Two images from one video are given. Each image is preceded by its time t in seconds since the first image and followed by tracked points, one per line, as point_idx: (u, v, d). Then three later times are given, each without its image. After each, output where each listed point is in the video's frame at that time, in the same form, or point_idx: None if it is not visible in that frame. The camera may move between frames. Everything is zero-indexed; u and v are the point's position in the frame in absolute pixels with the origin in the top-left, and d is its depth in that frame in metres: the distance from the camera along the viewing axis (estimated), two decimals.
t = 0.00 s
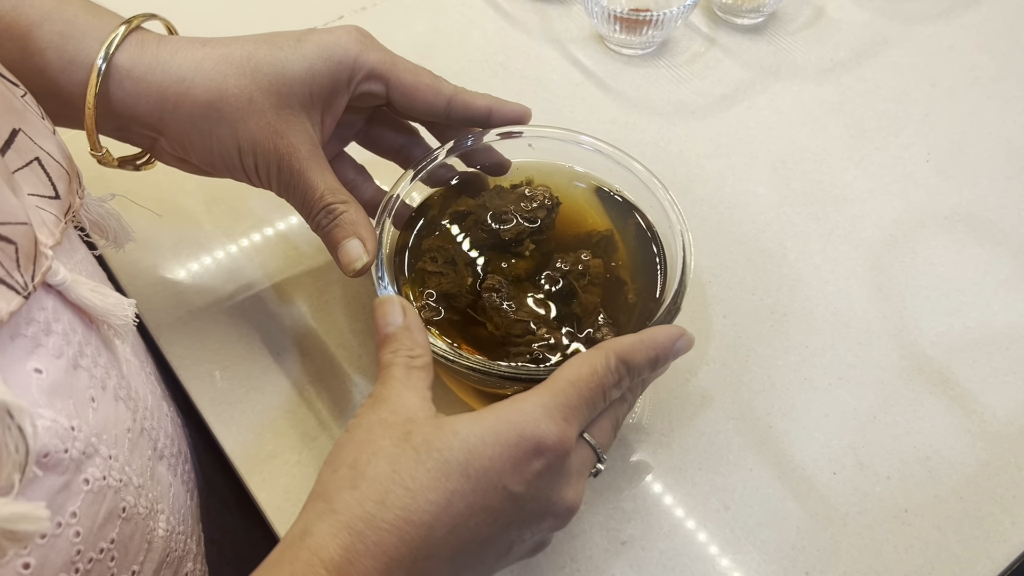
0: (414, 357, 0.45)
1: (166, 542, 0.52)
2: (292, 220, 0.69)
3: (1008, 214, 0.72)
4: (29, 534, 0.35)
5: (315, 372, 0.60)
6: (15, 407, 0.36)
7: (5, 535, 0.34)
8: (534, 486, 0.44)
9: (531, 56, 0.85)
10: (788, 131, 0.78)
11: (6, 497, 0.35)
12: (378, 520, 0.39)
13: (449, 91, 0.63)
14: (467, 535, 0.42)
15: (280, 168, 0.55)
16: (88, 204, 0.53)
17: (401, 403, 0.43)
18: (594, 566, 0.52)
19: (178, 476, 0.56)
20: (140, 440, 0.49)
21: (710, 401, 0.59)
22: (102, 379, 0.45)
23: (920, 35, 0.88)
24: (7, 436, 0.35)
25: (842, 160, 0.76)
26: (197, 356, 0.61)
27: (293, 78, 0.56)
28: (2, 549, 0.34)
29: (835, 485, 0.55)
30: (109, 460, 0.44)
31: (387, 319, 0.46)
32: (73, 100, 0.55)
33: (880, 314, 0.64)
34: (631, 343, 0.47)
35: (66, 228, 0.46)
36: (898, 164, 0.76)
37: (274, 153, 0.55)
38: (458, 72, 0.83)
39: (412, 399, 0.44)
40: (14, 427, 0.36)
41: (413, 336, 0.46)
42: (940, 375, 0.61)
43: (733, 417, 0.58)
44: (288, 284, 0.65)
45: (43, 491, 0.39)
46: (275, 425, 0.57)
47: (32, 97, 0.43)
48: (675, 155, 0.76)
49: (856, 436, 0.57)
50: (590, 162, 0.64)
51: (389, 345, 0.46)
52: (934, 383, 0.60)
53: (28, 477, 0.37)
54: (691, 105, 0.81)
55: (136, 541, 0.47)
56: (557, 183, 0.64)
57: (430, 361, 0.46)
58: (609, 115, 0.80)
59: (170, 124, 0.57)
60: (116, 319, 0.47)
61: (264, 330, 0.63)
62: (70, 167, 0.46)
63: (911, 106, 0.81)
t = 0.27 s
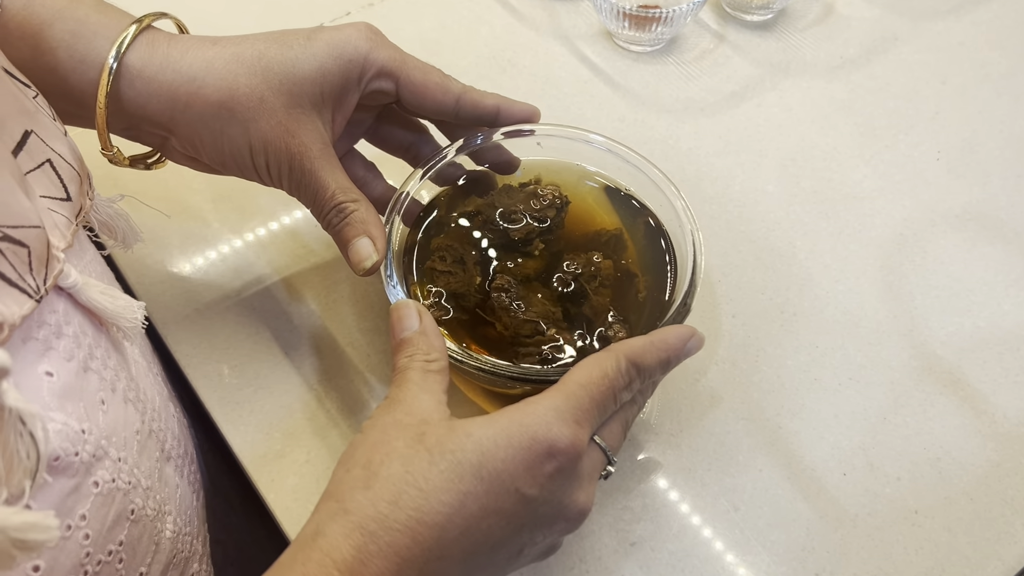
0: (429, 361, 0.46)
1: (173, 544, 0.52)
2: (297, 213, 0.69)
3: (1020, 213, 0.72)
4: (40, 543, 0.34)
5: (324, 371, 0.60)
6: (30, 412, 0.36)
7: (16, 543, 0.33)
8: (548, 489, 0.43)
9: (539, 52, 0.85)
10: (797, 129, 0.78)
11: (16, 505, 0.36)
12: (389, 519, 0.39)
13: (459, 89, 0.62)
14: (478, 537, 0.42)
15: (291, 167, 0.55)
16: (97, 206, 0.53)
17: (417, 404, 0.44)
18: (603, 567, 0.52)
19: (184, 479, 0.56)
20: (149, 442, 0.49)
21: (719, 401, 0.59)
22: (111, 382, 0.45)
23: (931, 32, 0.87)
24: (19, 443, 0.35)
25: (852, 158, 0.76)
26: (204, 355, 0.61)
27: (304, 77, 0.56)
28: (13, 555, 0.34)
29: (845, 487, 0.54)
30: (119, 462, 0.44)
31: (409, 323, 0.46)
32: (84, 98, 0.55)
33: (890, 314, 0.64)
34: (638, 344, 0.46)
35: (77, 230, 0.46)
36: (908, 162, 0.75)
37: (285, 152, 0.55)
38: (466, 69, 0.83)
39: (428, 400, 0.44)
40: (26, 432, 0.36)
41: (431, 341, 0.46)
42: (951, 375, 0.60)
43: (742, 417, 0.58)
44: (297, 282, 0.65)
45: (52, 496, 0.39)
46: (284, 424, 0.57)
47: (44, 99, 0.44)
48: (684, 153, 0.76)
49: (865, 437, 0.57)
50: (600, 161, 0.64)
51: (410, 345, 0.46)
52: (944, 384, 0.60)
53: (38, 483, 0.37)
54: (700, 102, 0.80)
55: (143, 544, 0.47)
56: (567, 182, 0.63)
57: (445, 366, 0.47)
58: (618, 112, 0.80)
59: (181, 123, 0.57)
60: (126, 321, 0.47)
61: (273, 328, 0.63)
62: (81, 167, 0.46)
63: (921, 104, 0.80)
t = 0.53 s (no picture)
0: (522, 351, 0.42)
1: (178, 539, 0.52)
2: (300, 208, 0.69)
3: None
4: (44, 542, 0.35)
5: (330, 370, 0.60)
6: (32, 410, 0.36)
7: (21, 541, 0.34)
8: (581, 499, 0.39)
9: (544, 49, 0.84)
10: (803, 127, 0.77)
11: (19, 504, 0.36)
12: (405, 514, 0.37)
13: (462, 88, 0.62)
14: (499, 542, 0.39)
15: (295, 168, 0.55)
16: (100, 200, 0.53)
17: (462, 389, 0.41)
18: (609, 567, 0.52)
19: (189, 474, 0.56)
20: (154, 438, 0.49)
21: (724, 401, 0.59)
22: (116, 378, 0.45)
23: (938, 28, 0.86)
24: (23, 441, 0.36)
25: (858, 156, 0.75)
26: (208, 353, 0.61)
27: (307, 77, 0.56)
28: (19, 555, 0.35)
29: (850, 487, 0.54)
30: (123, 458, 0.44)
31: (527, 303, 0.42)
32: (86, 99, 0.55)
33: (896, 314, 0.64)
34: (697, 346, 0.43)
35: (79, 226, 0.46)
36: (915, 161, 0.75)
37: (289, 152, 0.55)
38: (470, 67, 0.82)
39: (479, 384, 0.41)
40: (29, 430, 0.36)
41: (531, 328, 0.42)
42: (957, 375, 0.60)
43: (747, 417, 0.58)
44: (302, 281, 0.65)
45: (58, 493, 0.39)
46: (288, 423, 0.57)
47: (44, 94, 0.43)
48: (690, 151, 0.76)
49: (870, 437, 0.57)
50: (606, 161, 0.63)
51: (506, 321, 0.43)
52: (950, 384, 0.60)
53: (43, 481, 0.37)
54: (706, 99, 0.80)
55: (148, 540, 0.47)
56: (571, 181, 0.63)
57: (534, 356, 0.43)
58: (623, 109, 0.79)
59: (184, 124, 0.57)
60: (128, 318, 0.47)
61: (278, 326, 0.63)
62: (83, 163, 0.46)
63: (928, 101, 0.80)
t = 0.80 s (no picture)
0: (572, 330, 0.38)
1: (181, 529, 0.52)
2: (304, 200, 0.69)
3: None
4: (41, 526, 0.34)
5: (333, 363, 0.60)
6: (25, 396, 0.36)
7: (19, 529, 0.33)
8: (602, 452, 0.34)
9: (547, 41, 0.84)
10: (808, 120, 0.77)
11: (15, 489, 0.35)
12: (405, 456, 0.34)
13: (465, 80, 0.62)
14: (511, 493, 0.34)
15: (297, 160, 0.55)
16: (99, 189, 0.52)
17: (499, 338, 0.37)
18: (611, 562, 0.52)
19: (192, 464, 0.56)
20: (155, 428, 0.49)
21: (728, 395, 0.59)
22: (115, 368, 0.45)
23: (944, 20, 0.85)
24: (16, 426, 0.36)
25: (864, 149, 0.75)
26: (211, 346, 0.61)
27: (309, 70, 0.55)
28: (16, 540, 0.34)
29: (855, 481, 0.54)
30: (124, 449, 0.44)
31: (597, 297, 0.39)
32: (86, 93, 0.55)
33: (901, 307, 0.63)
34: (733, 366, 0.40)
35: (76, 214, 0.45)
36: (921, 153, 0.74)
37: (290, 145, 0.54)
38: (474, 59, 0.82)
39: (518, 339, 0.36)
40: (22, 417, 0.36)
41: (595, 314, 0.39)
42: (963, 369, 0.60)
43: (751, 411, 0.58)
44: (304, 274, 0.65)
45: (58, 482, 0.39)
46: (291, 416, 0.57)
47: (41, 82, 0.43)
48: (694, 144, 0.75)
49: (875, 431, 0.56)
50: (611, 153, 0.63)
51: (572, 305, 0.39)
52: (957, 378, 0.59)
53: (38, 467, 0.37)
54: (711, 91, 0.79)
55: (150, 530, 0.47)
56: (575, 173, 0.63)
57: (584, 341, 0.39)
58: (627, 102, 0.79)
59: (185, 118, 0.56)
60: (128, 306, 0.47)
61: (280, 320, 0.62)
62: (80, 151, 0.45)
63: (935, 94, 0.79)
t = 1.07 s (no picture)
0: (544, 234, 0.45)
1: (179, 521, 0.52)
2: (307, 192, 0.68)
3: None
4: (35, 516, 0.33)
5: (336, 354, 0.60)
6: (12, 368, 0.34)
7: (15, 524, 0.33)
8: (584, 206, 0.42)
9: (551, 29, 0.83)
10: (815, 109, 0.76)
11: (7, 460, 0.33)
12: (420, 259, 0.40)
13: (466, 68, 0.61)
14: (516, 249, 0.41)
15: (297, 149, 0.54)
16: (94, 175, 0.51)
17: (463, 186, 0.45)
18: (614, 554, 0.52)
19: (189, 456, 0.56)
20: (151, 420, 0.49)
21: (733, 386, 0.58)
22: (109, 358, 0.45)
23: (952, 8, 0.84)
24: (6, 400, 0.34)
25: (870, 138, 0.74)
26: (212, 338, 0.60)
27: (309, 57, 0.55)
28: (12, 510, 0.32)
29: (861, 473, 0.54)
30: (118, 440, 0.44)
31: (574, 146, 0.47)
32: (85, 82, 0.54)
33: (908, 298, 0.63)
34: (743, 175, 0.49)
35: (70, 197, 0.45)
36: (929, 143, 0.74)
37: (290, 133, 0.54)
38: (476, 48, 0.81)
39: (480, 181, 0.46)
40: (11, 391, 0.34)
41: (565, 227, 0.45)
42: (970, 360, 0.59)
43: (757, 403, 0.57)
44: (306, 264, 0.64)
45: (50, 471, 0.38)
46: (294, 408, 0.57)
47: (32, 63, 0.42)
48: (700, 134, 0.75)
49: (882, 423, 0.56)
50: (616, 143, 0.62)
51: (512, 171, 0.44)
52: (964, 369, 0.59)
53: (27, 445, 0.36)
54: (716, 80, 0.79)
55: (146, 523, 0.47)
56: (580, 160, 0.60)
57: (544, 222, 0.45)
58: (632, 91, 0.78)
59: (184, 106, 0.56)
60: (124, 294, 0.46)
61: (282, 310, 0.62)
62: (74, 133, 0.45)
63: (942, 82, 0.78)
